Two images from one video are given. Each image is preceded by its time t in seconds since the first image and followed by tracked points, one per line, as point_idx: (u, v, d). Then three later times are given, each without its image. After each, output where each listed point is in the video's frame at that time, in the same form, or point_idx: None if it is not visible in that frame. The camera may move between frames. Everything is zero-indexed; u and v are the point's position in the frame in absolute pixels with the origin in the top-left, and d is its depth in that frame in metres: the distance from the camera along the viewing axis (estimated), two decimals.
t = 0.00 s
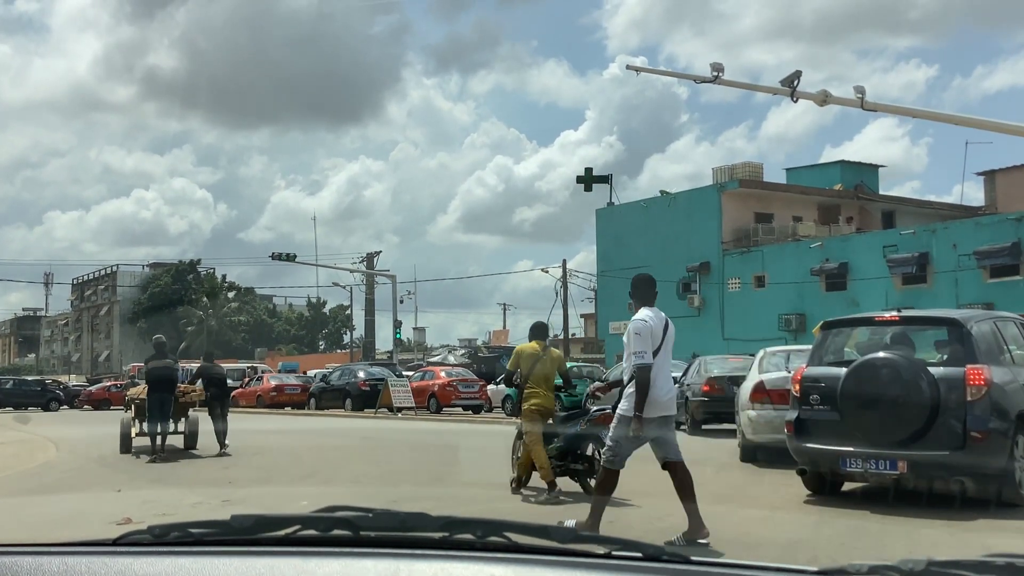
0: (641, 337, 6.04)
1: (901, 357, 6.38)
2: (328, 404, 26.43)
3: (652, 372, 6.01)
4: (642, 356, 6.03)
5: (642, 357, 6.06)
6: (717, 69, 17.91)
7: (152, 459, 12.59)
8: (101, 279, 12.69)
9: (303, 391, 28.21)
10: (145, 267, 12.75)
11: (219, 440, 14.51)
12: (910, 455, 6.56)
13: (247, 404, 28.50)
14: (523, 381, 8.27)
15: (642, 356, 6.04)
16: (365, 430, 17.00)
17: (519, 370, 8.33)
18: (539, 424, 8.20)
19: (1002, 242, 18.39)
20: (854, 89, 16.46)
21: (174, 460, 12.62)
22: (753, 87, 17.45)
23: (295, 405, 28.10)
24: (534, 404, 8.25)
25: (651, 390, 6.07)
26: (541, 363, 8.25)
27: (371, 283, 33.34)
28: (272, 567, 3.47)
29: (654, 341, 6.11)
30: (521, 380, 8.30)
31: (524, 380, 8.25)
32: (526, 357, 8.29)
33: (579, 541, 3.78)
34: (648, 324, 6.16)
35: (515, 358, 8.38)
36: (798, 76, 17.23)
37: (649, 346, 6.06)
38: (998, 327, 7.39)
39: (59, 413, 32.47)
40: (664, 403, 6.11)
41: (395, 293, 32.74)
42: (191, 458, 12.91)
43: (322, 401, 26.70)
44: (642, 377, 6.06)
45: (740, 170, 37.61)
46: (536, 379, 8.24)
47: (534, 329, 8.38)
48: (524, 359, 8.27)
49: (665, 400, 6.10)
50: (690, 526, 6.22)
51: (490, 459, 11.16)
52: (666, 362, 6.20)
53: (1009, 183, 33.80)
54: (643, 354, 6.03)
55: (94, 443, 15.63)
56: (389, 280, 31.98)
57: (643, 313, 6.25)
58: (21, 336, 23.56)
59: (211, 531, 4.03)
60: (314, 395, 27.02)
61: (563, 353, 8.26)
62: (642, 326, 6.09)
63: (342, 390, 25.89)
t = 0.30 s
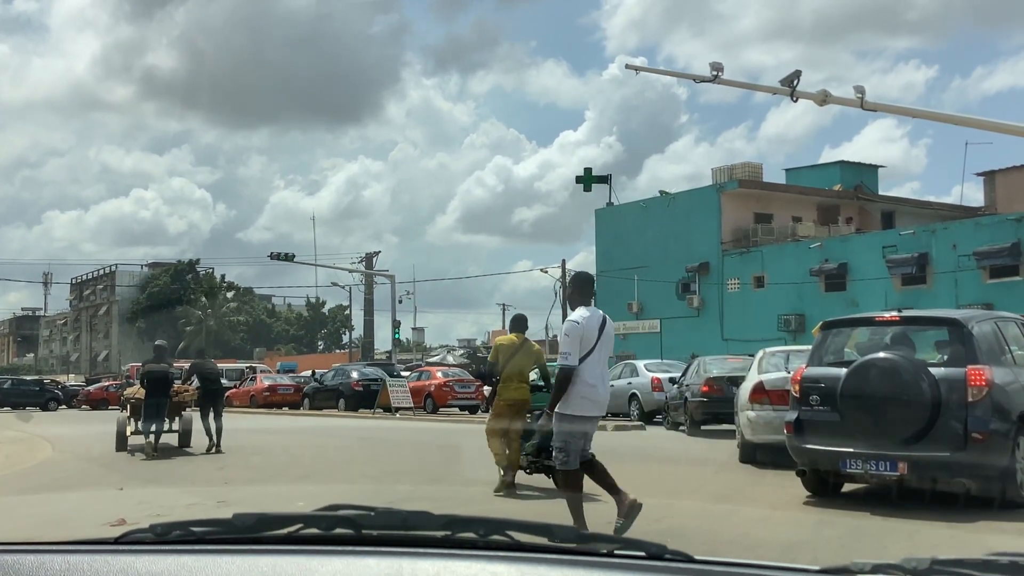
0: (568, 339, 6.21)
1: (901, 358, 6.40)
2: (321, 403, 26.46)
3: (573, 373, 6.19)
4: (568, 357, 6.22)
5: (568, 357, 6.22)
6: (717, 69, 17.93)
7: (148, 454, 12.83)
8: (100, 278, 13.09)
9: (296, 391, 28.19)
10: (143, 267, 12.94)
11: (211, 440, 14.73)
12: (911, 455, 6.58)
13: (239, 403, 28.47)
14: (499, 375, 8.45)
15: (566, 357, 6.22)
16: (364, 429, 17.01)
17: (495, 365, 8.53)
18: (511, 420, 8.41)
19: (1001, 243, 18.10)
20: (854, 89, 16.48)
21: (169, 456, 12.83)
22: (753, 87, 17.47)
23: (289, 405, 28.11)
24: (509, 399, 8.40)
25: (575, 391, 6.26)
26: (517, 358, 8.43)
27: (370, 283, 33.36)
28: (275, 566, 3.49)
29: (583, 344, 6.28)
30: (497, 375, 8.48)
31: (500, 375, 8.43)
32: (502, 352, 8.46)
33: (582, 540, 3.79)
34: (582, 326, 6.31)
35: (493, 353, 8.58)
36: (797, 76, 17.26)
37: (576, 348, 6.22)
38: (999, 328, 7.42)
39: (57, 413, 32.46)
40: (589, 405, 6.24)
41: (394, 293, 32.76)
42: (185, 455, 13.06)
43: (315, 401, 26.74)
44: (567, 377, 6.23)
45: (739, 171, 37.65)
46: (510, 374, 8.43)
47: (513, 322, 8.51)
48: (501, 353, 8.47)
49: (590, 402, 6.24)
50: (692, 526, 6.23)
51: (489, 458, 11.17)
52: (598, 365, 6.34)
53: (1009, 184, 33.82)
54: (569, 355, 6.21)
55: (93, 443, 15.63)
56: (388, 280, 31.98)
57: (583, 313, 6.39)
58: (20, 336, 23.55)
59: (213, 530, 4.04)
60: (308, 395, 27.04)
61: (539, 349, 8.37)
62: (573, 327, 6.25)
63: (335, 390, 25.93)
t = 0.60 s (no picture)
0: (506, 341, 6.45)
1: (901, 358, 6.45)
2: (314, 403, 26.43)
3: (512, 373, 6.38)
4: (508, 358, 6.41)
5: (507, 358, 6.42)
6: (717, 69, 17.92)
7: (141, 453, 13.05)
8: (98, 279, 13.06)
9: (290, 392, 28.14)
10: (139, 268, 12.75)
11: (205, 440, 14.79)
12: (911, 456, 6.58)
13: (233, 404, 28.40)
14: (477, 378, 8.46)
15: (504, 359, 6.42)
16: (362, 429, 16.98)
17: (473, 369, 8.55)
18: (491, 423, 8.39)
19: (1000, 246, 18.50)
20: (853, 89, 16.49)
21: (161, 455, 13.00)
22: (752, 87, 17.47)
23: (282, 406, 28.05)
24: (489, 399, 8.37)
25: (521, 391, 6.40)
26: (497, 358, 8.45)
27: (369, 284, 33.31)
28: (274, 566, 3.47)
29: (523, 346, 6.47)
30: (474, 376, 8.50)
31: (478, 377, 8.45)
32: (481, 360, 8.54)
33: (581, 540, 3.79)
34: (521, 328, 6.51)
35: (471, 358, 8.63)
36: (797, 76, 17.26)
37: (515, 349, 6.43)
38: (1000, 329, 7.41)
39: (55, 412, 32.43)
40: (536, 403, 6.33)
41: (392, 293, 32.71)
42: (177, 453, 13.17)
43: (308, 401, 26.71)
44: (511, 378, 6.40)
45: (739, 172, 37.64)
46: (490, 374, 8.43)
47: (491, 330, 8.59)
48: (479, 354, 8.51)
49: (537, 400, 6.34)
50: (690, 527, 6.22)
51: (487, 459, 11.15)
52: (543, 365, 6.45)
53: (1008, 186, 33.85)
54: (508, 356, 6.41)
55: (90, 444, 15.50)
56: (386, 280, 31.95)
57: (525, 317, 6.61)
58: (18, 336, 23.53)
59: (212, 530, 4.03)
60: (301, 395, 27.05)
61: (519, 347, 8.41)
62: (511, 330, 6.48)
63: (327, 390, 25.90)
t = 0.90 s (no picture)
0: (460, 336, 6.21)
1: (901, 360, 6.46)
2: (307, 405, 26.41)
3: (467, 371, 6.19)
4: (462, 354, 6.20)
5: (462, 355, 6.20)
6: (716, 70, 17.94)
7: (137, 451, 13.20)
8: (97, 279, 13.08)
9: (283, 393, 28.08)
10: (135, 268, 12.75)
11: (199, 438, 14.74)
12: (911, 458, 6.57)
13: (225, 405, 28.35)
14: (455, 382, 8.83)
15: (459, 355, 6.20)
16: (359, 430, 16.99)
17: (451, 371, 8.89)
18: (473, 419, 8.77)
19: (999, 247, 18.52)
20: (853, 91, 16.50)
21: (155, 455, 13.01)
22: (751, 88, 17.48)
23: (274, 406, 28.01)
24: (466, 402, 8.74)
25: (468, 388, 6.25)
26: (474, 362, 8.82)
27: (367, 285, 33.31)
28: (274, 566, 3.47)
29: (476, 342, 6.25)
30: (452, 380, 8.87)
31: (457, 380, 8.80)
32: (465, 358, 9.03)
33: (581, 540, 3.78)
34: (475, 324, 6.31)
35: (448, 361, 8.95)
36: (796, 77, 17.28)
37: (470, 346, 6.20)
38: (1000, 331, 7.42)
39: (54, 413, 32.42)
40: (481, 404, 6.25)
41: (390, 294, 32.71)
42: (172, 452, 13.18)
43: (301, 402, 26.68)
44: (460, 375, 6.22)
45: (738, 173, 37.64)
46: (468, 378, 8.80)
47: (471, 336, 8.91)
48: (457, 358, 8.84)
49: (483, 402, 6.25)
50: (689, 529, 6.22)
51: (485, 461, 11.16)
52: (492, 364, 6.33)
53: (1006, 188, 33.87)
54: (462, 353, 6.20)
55: (86, 445, 15.45)
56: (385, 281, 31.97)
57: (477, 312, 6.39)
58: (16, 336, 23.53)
59: (212, 530, 4.03)
60: (293, 396, 27.05)
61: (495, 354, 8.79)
62: (466, 325, 6.24)
63: (319, 391, 25.90)
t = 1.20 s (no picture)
0: (417, 345, 6.42)
1: (901, 363, 6.48)
2: (298, 406, 26.38)
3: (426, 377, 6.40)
4: (419, 361, 6.40)
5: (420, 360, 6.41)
6: (715, 71, 17.95)
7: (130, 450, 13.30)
8: (95, 279, 13.11)
9: (275, 394, 28.03)
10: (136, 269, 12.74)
11: (193, 439, 14.72)
12: (910, 462, 6.57)
13: (219, 406, 28.30)
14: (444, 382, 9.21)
15: (418, 360, 6.40)
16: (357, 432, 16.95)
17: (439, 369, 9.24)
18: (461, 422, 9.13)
19: (999, 250, 18.52)
20: (852, 92, 16.51)
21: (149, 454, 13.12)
22: (750, 89, 17.50)
23: (267, 408, 27.97)
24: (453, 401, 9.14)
25: (426, 393, 6.42)
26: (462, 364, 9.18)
27: (366, 286, 33.29)
28: (273, 568, 3.47)
29: (430, 350, 6.48)
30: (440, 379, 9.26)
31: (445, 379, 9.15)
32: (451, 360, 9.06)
33: (580, 543, 3.78)
34: (427, 333, 6.54)
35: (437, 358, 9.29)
36: (795, 79, 17.29)
37: (426, 352, 6.43)
38: (1000, 333, 7.42)
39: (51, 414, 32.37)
40: (441, 408, 6.46)
41: (389, 295, 32.69)
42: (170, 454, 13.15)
43: (293, 404, 26.64)
44: (418, 381, 6.40)
45: (737, 174, 37.66)
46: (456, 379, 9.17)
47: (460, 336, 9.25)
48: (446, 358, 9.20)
49: (442, 405, 6.47)
50: (688, 531, 6.21)
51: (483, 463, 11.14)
52: (445, 370, 6.59)
53: (1005, 191, 33.91)
54: (419, 360, 6.39)
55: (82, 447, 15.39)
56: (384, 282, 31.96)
57: (426, 322, 6.62)
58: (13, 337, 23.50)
59: (212, 532, 4.02)
60: (285, 398, 27.03)
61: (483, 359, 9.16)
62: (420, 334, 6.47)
63: (311, 392, 25.90)
